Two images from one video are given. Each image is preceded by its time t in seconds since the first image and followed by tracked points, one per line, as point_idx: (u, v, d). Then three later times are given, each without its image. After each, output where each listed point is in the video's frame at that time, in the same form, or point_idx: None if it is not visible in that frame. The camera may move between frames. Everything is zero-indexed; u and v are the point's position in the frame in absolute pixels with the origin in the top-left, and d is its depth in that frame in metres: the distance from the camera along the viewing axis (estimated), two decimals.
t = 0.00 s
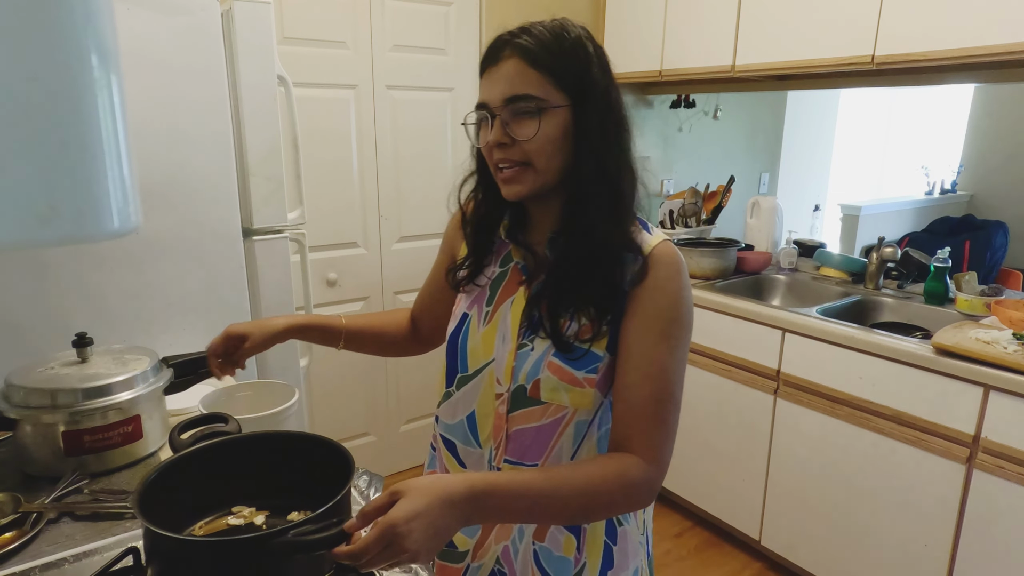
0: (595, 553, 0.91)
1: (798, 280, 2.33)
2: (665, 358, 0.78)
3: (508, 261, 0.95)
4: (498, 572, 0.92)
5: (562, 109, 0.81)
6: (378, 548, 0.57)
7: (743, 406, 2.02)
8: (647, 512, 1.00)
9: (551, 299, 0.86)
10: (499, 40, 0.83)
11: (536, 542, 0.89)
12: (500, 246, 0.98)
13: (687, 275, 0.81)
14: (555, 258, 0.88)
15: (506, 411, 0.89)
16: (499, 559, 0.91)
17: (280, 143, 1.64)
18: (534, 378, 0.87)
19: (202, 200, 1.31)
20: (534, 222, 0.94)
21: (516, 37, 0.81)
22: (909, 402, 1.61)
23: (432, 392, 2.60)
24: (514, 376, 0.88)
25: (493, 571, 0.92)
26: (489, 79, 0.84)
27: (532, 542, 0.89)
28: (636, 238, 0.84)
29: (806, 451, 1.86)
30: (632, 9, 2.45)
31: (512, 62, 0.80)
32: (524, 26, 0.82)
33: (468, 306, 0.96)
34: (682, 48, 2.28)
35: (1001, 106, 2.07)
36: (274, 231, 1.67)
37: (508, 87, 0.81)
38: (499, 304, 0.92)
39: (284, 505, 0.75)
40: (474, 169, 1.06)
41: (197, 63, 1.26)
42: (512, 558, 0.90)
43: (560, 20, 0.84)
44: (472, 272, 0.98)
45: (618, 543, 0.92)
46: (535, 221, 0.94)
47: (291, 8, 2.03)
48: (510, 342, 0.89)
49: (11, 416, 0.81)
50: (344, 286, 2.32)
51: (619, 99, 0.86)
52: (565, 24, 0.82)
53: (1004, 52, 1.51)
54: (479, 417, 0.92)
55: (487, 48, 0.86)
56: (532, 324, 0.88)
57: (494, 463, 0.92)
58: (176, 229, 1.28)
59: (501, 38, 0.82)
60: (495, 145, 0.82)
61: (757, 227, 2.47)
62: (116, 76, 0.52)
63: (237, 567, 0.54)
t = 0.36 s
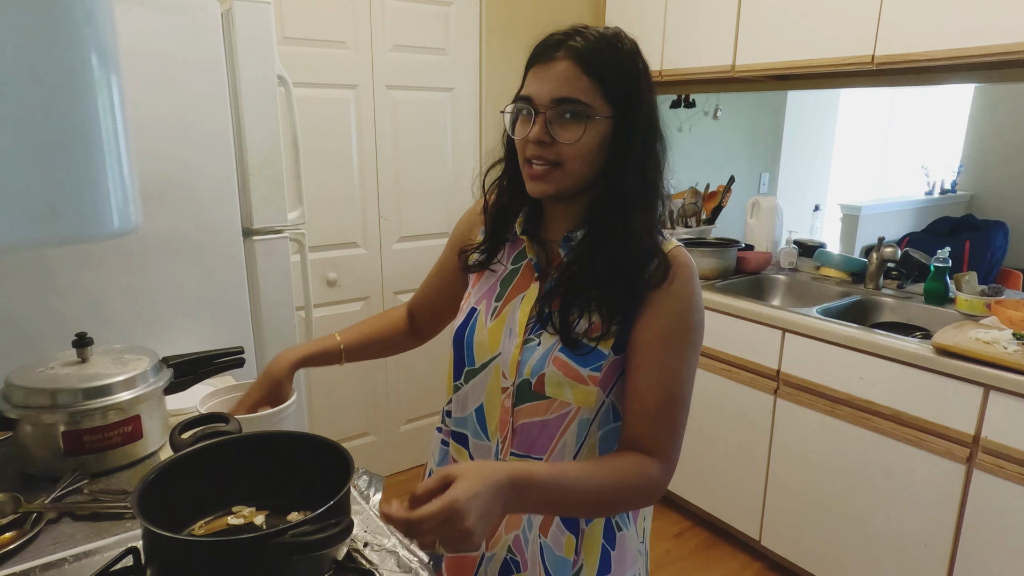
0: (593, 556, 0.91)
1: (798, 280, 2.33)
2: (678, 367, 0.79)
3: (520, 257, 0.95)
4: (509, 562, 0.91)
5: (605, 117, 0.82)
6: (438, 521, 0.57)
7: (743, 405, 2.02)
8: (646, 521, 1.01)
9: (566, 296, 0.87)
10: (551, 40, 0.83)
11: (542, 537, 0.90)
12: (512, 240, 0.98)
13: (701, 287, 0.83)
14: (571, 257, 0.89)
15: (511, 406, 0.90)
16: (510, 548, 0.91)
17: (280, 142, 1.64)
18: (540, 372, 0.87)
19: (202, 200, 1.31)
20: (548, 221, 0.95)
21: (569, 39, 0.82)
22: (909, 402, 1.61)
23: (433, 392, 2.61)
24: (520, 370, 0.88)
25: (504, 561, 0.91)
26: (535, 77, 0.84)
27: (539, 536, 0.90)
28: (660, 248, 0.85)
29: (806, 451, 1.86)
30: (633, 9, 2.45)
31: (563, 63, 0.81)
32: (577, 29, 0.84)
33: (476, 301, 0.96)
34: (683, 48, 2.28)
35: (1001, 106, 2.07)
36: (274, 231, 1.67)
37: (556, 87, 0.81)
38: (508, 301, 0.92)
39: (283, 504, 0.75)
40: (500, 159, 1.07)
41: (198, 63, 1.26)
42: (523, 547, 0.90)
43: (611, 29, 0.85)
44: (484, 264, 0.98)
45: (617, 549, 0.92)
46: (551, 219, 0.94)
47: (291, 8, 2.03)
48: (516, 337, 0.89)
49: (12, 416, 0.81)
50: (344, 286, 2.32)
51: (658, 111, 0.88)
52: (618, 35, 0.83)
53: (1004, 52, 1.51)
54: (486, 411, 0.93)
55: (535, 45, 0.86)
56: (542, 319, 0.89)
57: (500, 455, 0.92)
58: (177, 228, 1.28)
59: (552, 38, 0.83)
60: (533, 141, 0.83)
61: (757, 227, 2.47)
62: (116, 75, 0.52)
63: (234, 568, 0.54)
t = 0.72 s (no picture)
0: (591, 546, 0.90)
1: (798, 280, 2.33)
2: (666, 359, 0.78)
3: (516, 256, 0.95)
4: (514, 552, 0.92)
5: (606, 118, 0.83)
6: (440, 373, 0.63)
7: (743, 405, 2.02)
8: (642, 511, 1.00)
9: (558, 290, 0.86)
10: (556, 37, 0.83)
11: (546, 524, 0.90)
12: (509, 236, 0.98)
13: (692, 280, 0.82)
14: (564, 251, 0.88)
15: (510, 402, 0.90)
16: (514, 539, 0.92)
17: (280, 142, 1.64)
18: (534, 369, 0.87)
19: (202, 201, 1.31)
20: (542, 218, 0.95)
21: (575, 37, 0.82)
22: (909, 402, 1.61)
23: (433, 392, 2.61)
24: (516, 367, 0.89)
25: (509, 552, 0.92)
26: (539, 73, 0.84)
27: (543, 523, 0.90)
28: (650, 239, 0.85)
29: (806, 451, 1.86)
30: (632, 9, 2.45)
31: (568, 61, 0.81)
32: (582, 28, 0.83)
33: (474, 300, 0.97)
34: (683, 49, 2.28)
35: (1001, 106, 2.07)
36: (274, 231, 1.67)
37: (559, 86, 0.81)
38: (505, 300, 0.93)
39: (283, 505, 0.75)
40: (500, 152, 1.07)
41: (198, 63, 1.26)
42: (527, 536, 0.91)
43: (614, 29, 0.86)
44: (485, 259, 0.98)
45: (614, 538, 0.91)
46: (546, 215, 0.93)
47: (291, 8, 2.03)
48: (512, 336, 0.91)
49: (11, 416, 0.81)
50: (345, 286, 2.32)
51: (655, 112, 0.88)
52: (622, 35, 0.83)
53: (1004, 52, 1.51)
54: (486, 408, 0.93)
55: (539, 41, 0.86)
56: (536, 316, 0.89)
57: (500, 453, 0.92)
58: (177, 228, 1.28)
59: (557, 36, 0.83)
60: (533, 139, 0.83)
61: (757, 227, 2.47)
62: (116, 75, 0.52)
63: (234, 568, 0.54)
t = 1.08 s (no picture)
0: (583, 542, 0.90)
1: (797, 280, 2.33)
2: (647, 353, 0.78)
3: (509, 254, 0.95)
4: (507, 547, 0.92)
5: (556, 123, 0.80)
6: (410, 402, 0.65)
7: (742, 405, 2.02)
8: (634, 508, 0.99)
9: (540, 290, 0.86)
10: (500, 49, 0.82)
11: (534, 521, 0.90)
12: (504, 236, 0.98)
13: (677, 272, 0.82)
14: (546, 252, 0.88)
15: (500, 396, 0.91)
16: (505, 534, 0.92)
17: (280, 142, 1.64)
18: (522, 363, 0.88)
19: (203, 201, 1.31)
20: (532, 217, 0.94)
21: (514, 49, 0.80)
22: (909, 402, 1.61)
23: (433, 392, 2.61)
24: (506, 361, 0.89)
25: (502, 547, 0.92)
26: (490, 88, 0.83)
27: (531, 520, 0.90)
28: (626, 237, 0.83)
29: (806, 450, 1.86)
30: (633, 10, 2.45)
31: (508, 76, 0.80)
32: (524, 33, 0.81)
33: (473, 297, 0.97)
34: (683, 49, 2.27)
35: (1001, 106, 2.07)
36: (273, 231, 1.67)
37: (505, 100, 0.80)
38: (500, 297, 0.93)
39: (283, 504, 0.75)
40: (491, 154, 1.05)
41: (198, 63, 1.26)
42: (518, 532, 0.91)
43: (564, 23, 0.82)
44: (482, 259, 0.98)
45: (606, 535, 0.91)
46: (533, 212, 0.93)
47: (291, 8, 2.02)
48: (504, 330, 0.90)
49: (11, 416, 0.81)
50: (345, 286, 2.32)
51: (620, 102, 0.84)
52: (566, 32, 0.80)
53: (1004, 52, 1.51)
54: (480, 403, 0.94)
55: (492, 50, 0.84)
56: (523, 313, 0.88)
57: (492, 447, 0.92)
58: (177, 228, 1.28)
59: (503, 47, 0.82)
60: (491, 155, 0.83)
61: (757, 227, 2.47)
62: (116, 75, 0.52)
63: (234, 568, 0.54)
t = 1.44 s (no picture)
0: (573, 544, 0.90)
1: (797, 280, 2.33)
2: (632, 356, 0.77)
3: (505, 254, 0.95)
4: (500, 546, 0.92)
5: (541, 124, 0.81)
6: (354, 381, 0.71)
7: (742, 406, 2.02)
8: (628, 512, 0.99)
9: (528, 291, 0.85)
10: (487, 54, 0.83)
11: (525, 520, 0.90)
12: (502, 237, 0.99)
13: (667, 273, 0.81)
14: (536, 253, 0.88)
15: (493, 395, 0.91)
16: (498, 533, 0.92)
17: (280, 142, 1.64)
18: (511, 363, 0.88)
19: (204, 201, 1.31)
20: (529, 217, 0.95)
21: (501, 52, 0.80)
22: (909, 402, 1.61)
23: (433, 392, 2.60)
24: (498, 361, 0.89)
25: (495, 546, 0.92)
26: (480, 90, 0.84)
27: (524, 519, 0.90)
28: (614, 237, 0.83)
29: (806, 450, 1.86)
30: (633, 10, 2.45)
31: (495, 79, 0.81)
32: (512, 36, 0.82)
33: (471, 296, 0.97)
34: (683, 49, 2.28)
35: (1002, 106, 2.07)
36: (273, 231, 1.66)
37: (492, 103, 0.81)
38: (495, 297, 0.93)
39: (283, 505, 0.75)
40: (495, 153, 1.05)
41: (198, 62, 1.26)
42: (510, 531, 0.91)
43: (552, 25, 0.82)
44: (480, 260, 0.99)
45: (597, 538, 0.91)
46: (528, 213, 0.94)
47: (290, 8, 2.02)
48: (496, 330, 0.90)
49: (11, 416, 0.81)
50: (345, 286, 2.32)
51: (609, 102, 0.84)
52: (553, 34, 0.80)
53: (1003, 52, 1.51)
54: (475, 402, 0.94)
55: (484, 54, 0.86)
56: (514, 315, 0.88)
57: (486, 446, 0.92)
58: (178, 228, 1.28)
59: (491, 51, 0.82)
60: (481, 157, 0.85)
61: (757, 227, 2.46)
62: (116, 75, 0.52)
63: (233, 568, 0.54)
